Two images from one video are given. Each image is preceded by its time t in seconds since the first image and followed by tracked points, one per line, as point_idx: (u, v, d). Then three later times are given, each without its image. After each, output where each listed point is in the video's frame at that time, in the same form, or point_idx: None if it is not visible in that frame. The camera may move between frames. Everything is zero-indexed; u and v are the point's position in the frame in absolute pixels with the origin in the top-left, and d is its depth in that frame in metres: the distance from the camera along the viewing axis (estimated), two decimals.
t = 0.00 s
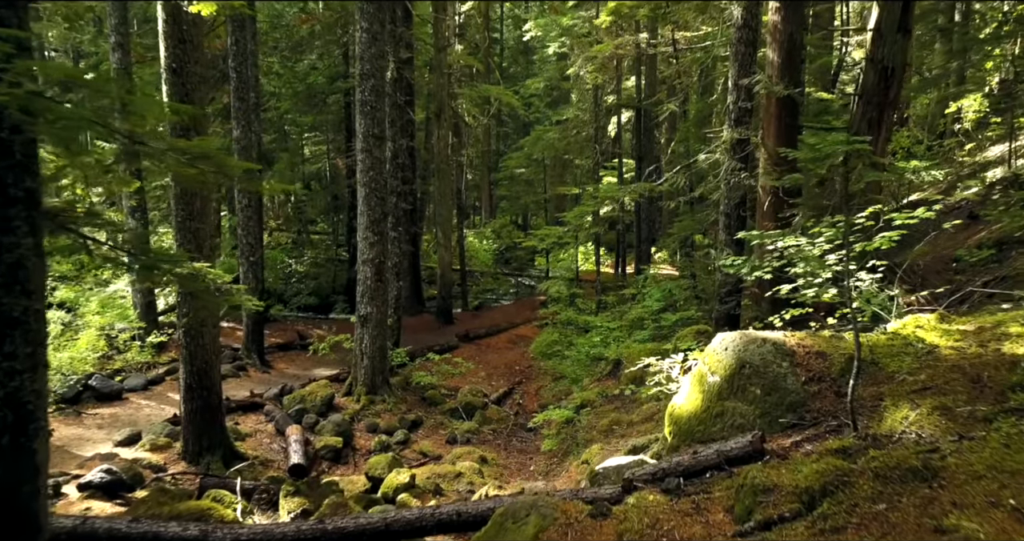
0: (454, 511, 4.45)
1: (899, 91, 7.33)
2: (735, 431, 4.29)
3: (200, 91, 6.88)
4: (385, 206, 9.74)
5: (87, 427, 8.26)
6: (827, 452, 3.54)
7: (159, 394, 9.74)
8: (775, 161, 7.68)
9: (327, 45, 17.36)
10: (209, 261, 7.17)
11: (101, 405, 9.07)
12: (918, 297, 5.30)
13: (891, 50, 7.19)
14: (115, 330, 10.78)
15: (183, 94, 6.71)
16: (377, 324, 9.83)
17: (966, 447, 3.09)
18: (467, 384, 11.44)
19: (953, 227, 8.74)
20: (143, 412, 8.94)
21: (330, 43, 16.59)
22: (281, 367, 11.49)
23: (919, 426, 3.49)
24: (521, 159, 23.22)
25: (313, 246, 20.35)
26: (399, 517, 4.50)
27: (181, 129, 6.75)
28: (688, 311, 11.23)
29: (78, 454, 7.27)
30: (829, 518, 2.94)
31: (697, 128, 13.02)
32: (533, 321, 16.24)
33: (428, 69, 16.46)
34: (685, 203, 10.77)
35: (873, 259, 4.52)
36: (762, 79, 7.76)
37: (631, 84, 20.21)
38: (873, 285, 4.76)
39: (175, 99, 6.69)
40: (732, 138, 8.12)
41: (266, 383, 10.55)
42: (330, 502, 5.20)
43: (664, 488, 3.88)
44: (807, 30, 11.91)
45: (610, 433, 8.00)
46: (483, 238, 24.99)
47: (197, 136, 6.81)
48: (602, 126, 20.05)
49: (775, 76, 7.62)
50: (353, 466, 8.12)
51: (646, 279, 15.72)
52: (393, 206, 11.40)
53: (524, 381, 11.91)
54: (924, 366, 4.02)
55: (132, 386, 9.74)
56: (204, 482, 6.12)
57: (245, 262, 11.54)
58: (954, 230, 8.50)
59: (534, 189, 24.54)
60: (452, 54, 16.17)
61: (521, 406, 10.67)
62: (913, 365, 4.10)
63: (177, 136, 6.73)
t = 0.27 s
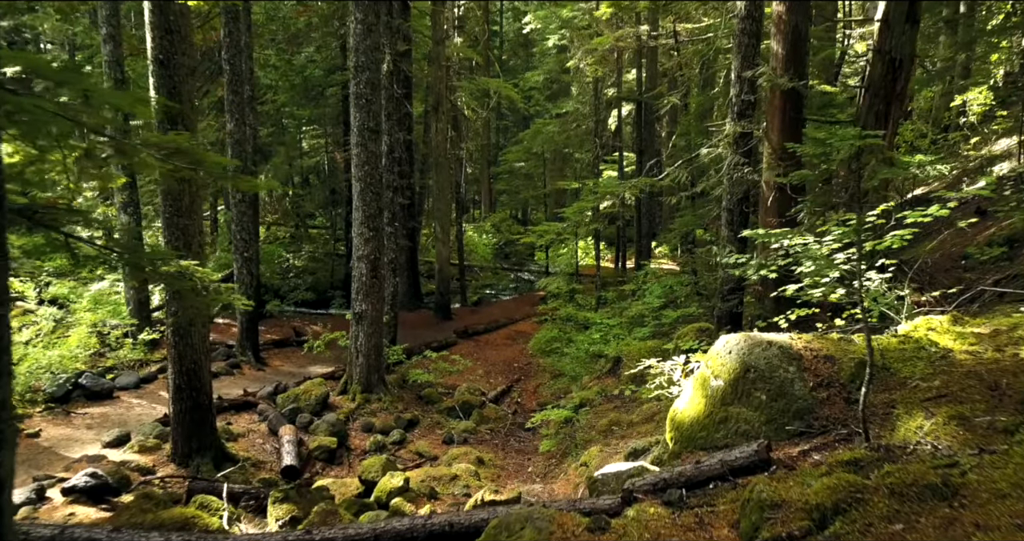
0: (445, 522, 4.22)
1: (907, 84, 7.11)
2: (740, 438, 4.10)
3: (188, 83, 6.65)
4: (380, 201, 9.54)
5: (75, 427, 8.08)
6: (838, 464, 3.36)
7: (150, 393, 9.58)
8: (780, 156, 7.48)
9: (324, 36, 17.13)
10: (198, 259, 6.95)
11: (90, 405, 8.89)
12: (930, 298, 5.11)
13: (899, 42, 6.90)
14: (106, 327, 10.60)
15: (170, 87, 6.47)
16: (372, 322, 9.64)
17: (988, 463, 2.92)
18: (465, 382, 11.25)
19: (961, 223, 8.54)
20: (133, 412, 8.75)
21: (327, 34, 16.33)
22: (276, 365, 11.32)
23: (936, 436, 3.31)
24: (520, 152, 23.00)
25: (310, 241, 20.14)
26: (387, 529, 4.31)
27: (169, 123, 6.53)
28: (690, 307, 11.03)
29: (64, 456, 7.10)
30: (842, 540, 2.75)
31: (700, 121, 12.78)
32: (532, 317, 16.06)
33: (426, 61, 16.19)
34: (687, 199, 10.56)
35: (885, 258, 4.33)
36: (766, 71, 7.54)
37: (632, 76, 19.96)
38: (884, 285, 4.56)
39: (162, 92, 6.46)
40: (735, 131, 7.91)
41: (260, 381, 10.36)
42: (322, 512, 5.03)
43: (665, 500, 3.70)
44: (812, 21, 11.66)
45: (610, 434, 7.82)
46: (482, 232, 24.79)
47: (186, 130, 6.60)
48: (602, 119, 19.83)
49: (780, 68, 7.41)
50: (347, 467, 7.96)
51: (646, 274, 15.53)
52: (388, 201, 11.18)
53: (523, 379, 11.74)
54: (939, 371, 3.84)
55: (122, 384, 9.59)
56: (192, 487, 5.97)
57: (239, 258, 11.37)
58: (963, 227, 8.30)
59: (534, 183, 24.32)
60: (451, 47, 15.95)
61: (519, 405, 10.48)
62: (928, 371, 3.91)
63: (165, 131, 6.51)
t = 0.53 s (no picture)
0: (438, 532, 4.02)
1: (915, 78, 6.92)
2: (744, 445, 3.95)
3: (177, 77, 6.54)
4: (377, 198, 9.38)
5: (66, 428, 7.99)
6: (847, 474, 3.22)
7: (143, 393, 9.49)
8: (784, 152, 7.31)
9: (322, 30, 16.96)
10: (188, 256, 6.85)
11: (83, 405, 8.80)
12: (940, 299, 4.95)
13: (907, 34, 6.71)
14: (99, 325, 10.47)
15: (157, 80, 6.38)
16: (369, 320, 9.50)
17: (1007, 477, 2.77)
18: (464, 380, 11.11)
19: (970, 220, 8.36)
20: (126, 412, 8.66)
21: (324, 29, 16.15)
22: (272, 363, 11.20)
23: (949, 446, 3.16)
24: (521, 148, 22.83)
25: (310, 237, 20.00)
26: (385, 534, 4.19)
27: (157, 118, 6.40)
28: (692, 306, 10.87)
29: (53, 459, 6.98)
30: None
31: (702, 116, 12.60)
32: (532, 314, 15.90)
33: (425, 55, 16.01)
34: (689, 196, 10.40)
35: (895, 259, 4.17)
36: (770, 65, 7.37)
37: (634, 71, 19.77)
38: (894, 287, 4.41)
39: (149, 85, 6.36)
40: (738, 127, 7.75)
41: (256, 381, 10.25)
42: (313, 521, 4.89)
43: (667, 511, 3.56)
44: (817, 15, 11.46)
45: (610, 435, 7.67)
46: (483, 228, 24.63)
47: (174, 125, 6.47)
48: (603, 115, 19.66)
49: (785, 61, 7.24)
50: (342, 469, 7.82)
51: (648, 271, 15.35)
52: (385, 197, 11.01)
53: (523, 378, 11.59)
54: (952, 377, 3.68)
55: (115, 384, 9.51)
56: (181, 491, 5.85)
57: (235, 255, 11.17)
58: (971, 224, 8.13)
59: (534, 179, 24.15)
60: (450, 41, 15.78)
61: (518, 404, 10.33)
62: (941, 376, 3.76)
63: (153, 125, 6.39)
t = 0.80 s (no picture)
0: None
1: (923, 72, 6.74)
2: (750, 455, 3.79)
3: (164, 72, 6.40)
4: (373, 195, 9.22)
5: (57, 430, 7.86)
6: (858, 490, 3.09)
7: (136, 394, 9.36)
8: (789, 148, 7.14)
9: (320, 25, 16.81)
10: (177, 256, 6.71)
11: (75, 406, 8.68)
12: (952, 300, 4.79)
13: (916, 27, 6.53)
14: (92, 325, 10.34)
15: (144, 75, 6.25)
16: (365, 320, 9.34)
17: None
18: (462, 380, 10.95)
19: (979, 217, 8.17)
20: (118, 413, 8.52)
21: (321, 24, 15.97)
22: (268, 363, 11.07)
23: (967, 460, 3.01)
24: (521, 144, 22.67)
25: (309, 234, 19.84)
26: None
27: (144, 114, 6.27)
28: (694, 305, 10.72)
29: (42, 463, 6.85)
30: None
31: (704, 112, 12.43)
32: (533, 312, 15.74)
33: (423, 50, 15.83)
34: (691, 193, 10.24)
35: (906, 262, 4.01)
36: (774, 59, 7.19)
37: (635, 66, 19.57)
38: (905, 290, 4.26)
39: (136, 81, 6.24)
40: (742, 123, 7.57)
41: (252, 381, 10.12)
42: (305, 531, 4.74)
43: (669, 526, 3.43)
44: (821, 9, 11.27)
45: (610, 437, 7.51)
46: (484, 225, 24.46)
47: (162, 121, 6.34)
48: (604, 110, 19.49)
49: (790, 56, 7.05)
50: (338, 471, 7.67)
51: (650, 268, 15.18)
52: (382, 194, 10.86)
53: (522, 377, 11.43)
54: (968, 385, 3.52)
55: (108, 385, 9.39)
56: (170, 498, 5.71)
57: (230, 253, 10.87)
58: (980, 221, 7.95)
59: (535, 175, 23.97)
60: (448, 35, 15.59)
61: (518, 404, 10.17)
62: (956, 383, 3.59)
63: (140, 122, 6.27)
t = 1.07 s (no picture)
0: None
1: (933, 71, 6.55)
2: (756, 470, 3.62)
3: (154, 69, 6.20)
4: (369, 195, 9.04)
5: (47, 434, 7.68)
6: (875, 513, 2.94)
7: (130, 397, 9.17)
8: (794, 148, 6.95)
9: (319, 22, 16.62)
10: (167, 259, 6.52)
11: (66, 410, 8.50)
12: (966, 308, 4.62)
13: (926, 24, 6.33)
14: (85, 326, 10.17)
15: (134, 72, 6.05)
16: (361, 322, 9.17)
17: None
18: (461, 383, 10.79)
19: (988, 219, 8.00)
20: (110, 417, 8.34)
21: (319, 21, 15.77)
22: (264, 365, 10.89)
23: (990, 482, 2.86)
24: (521, 143, 22.48)
25: (307, 233, 19.66)
26: None
27: (133, 112, 6.07)
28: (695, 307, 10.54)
29: (30, 469, 6.67)
30: None
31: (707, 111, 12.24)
32: (532, 313, 15.58)
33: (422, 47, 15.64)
34: (694, 193, 10.05)
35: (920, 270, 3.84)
36: (780, 56, 6.99)
37: (636, 64, 19.37)
38: (918, 298, 4.09)
39: (125, 78, 6.03)
40: (746, 122, 7.37)
41: (246, 384, 9.95)
42: None
43: None
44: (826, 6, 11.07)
45: (611, 444, 7.33)
46: (484, 224, 24.29)
47: (151, 119, 6.14)
48: (605, 109, 19.30)
49: (795, 54, 6.81)
50: (333, 478, 7.51)
51: (651, 269, 15.00)
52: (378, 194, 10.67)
53: (521, 380, 11.26)
54: (987, 399, 3.36)
55: (101, 388, 9.19)
56: (159, 508, 5.56)
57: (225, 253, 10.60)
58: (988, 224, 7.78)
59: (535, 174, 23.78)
60: (448, 33, 15.40)
61: (517, 408, 9.99)
62: (975, 398, 3.43)
63: (129, 120, 6.06)
